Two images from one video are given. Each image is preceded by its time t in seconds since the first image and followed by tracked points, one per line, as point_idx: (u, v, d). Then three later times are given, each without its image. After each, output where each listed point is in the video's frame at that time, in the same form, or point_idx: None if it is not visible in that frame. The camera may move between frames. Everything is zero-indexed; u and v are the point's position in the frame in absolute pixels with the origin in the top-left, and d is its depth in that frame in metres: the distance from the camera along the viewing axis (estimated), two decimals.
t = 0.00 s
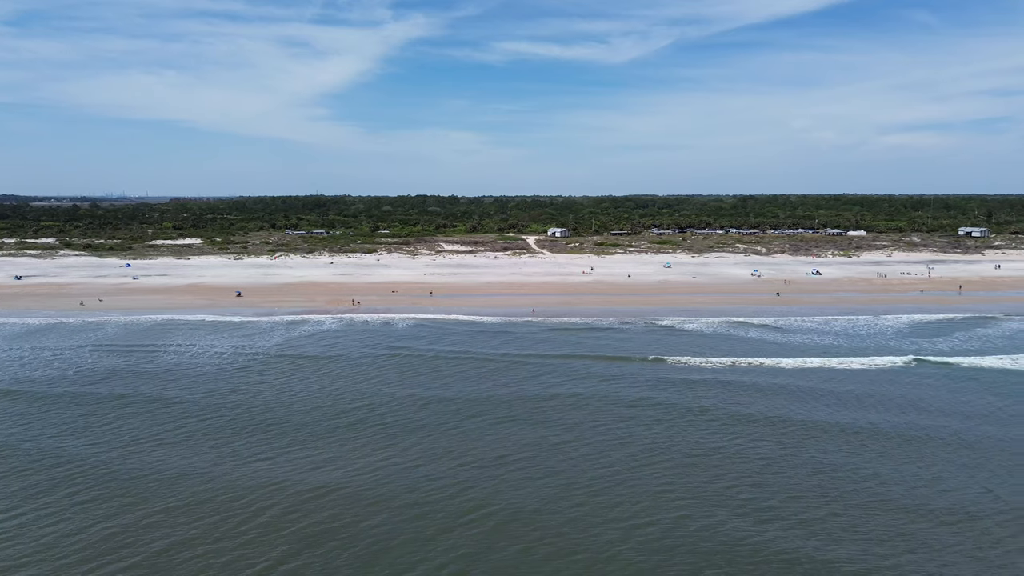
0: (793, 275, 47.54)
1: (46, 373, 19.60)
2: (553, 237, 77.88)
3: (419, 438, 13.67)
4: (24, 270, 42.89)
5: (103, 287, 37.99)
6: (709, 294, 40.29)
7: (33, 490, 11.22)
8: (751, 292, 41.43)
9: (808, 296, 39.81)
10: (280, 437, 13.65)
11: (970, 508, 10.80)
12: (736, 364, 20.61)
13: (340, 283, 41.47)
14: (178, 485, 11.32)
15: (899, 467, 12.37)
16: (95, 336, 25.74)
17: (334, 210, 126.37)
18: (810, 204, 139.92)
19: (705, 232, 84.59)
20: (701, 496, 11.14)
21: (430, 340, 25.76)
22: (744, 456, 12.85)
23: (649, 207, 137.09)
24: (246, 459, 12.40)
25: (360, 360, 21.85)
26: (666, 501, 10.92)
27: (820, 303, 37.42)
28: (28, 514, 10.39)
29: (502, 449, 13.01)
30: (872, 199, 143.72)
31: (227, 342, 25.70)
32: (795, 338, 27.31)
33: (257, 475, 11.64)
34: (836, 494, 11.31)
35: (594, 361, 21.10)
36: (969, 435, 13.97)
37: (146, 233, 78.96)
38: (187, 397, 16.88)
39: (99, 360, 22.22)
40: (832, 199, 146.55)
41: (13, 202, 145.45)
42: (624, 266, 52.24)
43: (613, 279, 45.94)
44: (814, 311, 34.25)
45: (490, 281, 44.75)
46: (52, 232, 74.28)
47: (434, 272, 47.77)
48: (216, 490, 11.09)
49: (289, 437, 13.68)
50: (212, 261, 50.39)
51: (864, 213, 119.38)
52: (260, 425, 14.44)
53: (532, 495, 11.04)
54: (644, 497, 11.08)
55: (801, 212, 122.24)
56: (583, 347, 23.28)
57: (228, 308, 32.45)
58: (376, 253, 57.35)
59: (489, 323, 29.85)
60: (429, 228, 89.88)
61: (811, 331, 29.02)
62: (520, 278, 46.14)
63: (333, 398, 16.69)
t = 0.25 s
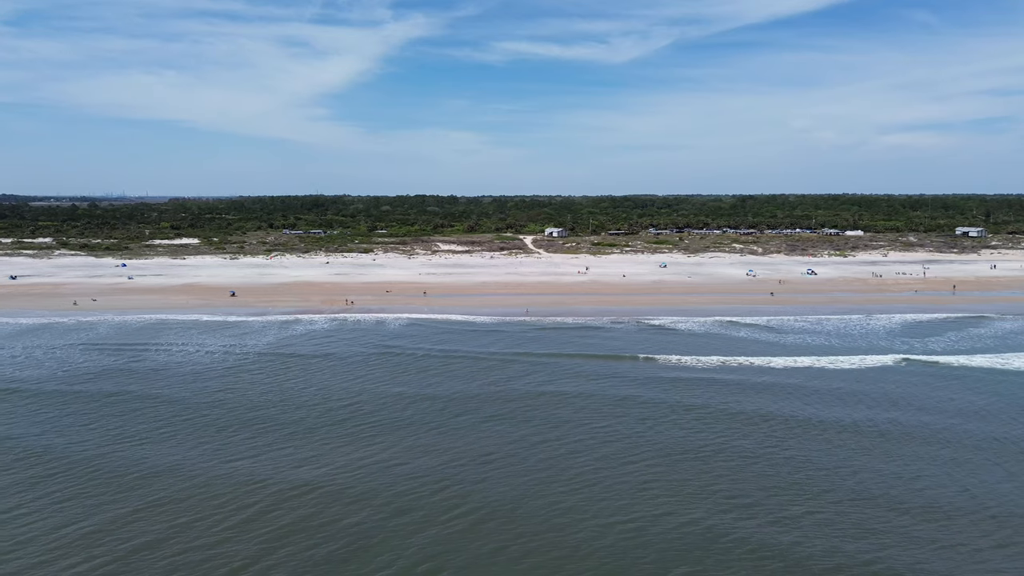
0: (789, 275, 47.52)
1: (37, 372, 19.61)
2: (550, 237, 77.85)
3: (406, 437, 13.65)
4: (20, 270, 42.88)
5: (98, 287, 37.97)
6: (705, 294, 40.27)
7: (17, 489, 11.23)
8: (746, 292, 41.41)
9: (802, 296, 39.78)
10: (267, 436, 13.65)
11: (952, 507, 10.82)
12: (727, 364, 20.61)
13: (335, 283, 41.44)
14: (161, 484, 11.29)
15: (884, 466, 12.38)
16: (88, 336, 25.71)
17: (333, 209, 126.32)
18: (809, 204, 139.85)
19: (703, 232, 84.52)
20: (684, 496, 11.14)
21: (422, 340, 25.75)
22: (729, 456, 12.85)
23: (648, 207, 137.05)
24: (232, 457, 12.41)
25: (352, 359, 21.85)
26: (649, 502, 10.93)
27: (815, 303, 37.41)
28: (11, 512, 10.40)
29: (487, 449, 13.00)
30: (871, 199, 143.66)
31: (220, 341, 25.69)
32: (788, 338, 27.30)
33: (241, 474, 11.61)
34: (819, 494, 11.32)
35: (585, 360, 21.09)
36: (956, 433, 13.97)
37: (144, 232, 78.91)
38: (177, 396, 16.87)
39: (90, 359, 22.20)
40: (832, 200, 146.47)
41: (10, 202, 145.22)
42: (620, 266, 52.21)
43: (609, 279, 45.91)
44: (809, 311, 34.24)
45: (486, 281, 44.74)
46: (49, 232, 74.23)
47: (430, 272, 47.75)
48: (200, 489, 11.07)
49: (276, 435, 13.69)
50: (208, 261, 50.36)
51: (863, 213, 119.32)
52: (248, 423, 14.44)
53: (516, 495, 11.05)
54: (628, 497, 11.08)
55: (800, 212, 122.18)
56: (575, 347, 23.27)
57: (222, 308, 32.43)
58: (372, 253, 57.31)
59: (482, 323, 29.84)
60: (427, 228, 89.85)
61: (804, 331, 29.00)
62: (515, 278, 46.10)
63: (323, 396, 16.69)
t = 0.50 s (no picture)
0: (784, 275, 47.54)
1: (28, 372, 19.64)
2: (548, 237, 77.88)
3: (394, 437, 13.66)
4: (16, 270, 42.91)
5: (93, 287, 38.00)
6: (700, 294, 40.30)
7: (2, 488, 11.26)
8: (741, 292, 41.44)
9: (797, 296, 39.81)
10: (254, 435, 13.69)
11: (933, 507, 10.88)
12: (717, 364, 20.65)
13: (330, 283, 41.47)
14: (146, 484, 11.28)
15: (869, 466, 12.40)
16: (82, 336, 25.74)
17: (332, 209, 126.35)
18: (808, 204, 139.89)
19: (701, 232, 84.57)
20: (670, 496, 11.16)
21: (414, 340, 25.78)
22: (717, 455, 12.87)
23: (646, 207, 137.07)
24: (218, 456, 12.45)
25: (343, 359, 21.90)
26: (634, 501, 10.97)
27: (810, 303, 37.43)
28: None
29: (474, 448, 13.02)
30: (869, 199, 143.69)
31: (213, 341, 25.71)
32: (780, 338, 27.33)
33: (226, 473, 11.64)
34: (803, 494, 11.34)
35: (576, 360, 21.13)
36: (943, 433, 14.00)
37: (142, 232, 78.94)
38: (167, 395, 16.90)
39: (82, 359, 22.22)
40: (830, 200, 146.54)
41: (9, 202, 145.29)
42: (616, 266, 52.24)
43: (605, 279, 45.94)
44: (803, 311, 34.28)
45: (481, 281, 44.77)
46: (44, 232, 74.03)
47: (426, 272, 47.77)
48: (187, 489, 11.09)
49: (263, 434, 13.73)
50: (205, 260, 50.38)
51: (861, 213, 119.35)
52: (236, 422, 14.48)
53: (501, 495, 11.07)
54: (613, 497, 11.11)
55: (798, 212, 122.23)
56: (566, 346, 23.30)
57: (216, 309, 32.45)
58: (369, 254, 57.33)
59: (476, 323, 29.86)
60: (425, 228, 89.89)
61: (797, 331, 29.03)
62: (511, 279, 46.13)
63: (312, 395, 16.73)
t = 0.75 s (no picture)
0: (780, 275, 47.59)
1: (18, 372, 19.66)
2: (545, 237, 77.94)
3: (379, 436, 13.63)
4: (11, 270, 42.94)
5: (88, 287, 38.03)
6: (695, 294, 40.34)
7: None
8: (736, 292, 41.48)
9: (791, 296, 39.84)
10: (238, 434, 13.71)
11: (915, 507, 10.86)
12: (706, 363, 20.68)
13: (325, 283, 41.50)
14: (128, 485, 11.25)
15: (850, 465, 12.41)
16: (74, 336, 25.76)
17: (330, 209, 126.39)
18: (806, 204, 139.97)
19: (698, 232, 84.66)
20: (653, 496, 11.14)
21: (406, 339, 25.81)
22: (701, 455, 12.86)
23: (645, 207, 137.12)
24: (200, 455, 12.47)
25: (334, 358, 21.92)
26: (616, 502, 10.94)
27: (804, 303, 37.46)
28: None
29: (457, 447, 13.03)
30: (868, 199, 143.78)
31: (205, 341, 25.73)
32: (771, 338, 27.36)
33: (208, 473, 11.67)
34: (783, 493, 11.36)
35: (565, 359, 21.16)
36: (928, 432, 14.00)
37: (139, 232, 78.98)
38: (155, 394, 16.93)
39: (72, 358, 22.24)
40: (829, 199, 146.63)
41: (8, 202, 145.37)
42: (612, 266, 52.28)
43: (600, 279, 45.98)
44: (796, 311, 34.32)
45: (477, 281, 44.81)
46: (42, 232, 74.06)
47: (421, 272, 47.80)
48: (167, 490, 11.06)
49: (248, 433, 13.75)
50: (201, 260, 50.41)
51: (859, 213, 119.43)
52: (221, 422, 14.50)
53: (484, 495, 11.05)
54: (596, 498, 11.08)
55: (797, 212, 122.31)
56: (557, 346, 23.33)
57: (210, 309, 32.48)
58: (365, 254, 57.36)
59: (468, 322, 29.90)
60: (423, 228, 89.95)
61: (789, 331, 29.05)
62: (506, 279, 46.16)
63: (300, 395, 16.74)
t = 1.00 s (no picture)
0: (775, 275, 47.64)
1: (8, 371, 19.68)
2: (542, 237, 78.01)
3: (366, 436, 13.64)
4: (7, 270, 42.94)
5: (83, 287, 38.07)
6: (689, 294, 40.40)
7: None
8: (731, 292, 41.54)
9: (786, 296, 39.89)
10: (225, 433, 13.75)
11: (898, 506, 10.87)
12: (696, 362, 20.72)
13: (321, 283, 41.55)
14: (111, 485, 11.27)
15: (833, 464, 12.43)
16: (66, 336, 25.79)
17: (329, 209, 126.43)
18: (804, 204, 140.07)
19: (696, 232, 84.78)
20: (634, 495, 11.16)
21: (399, 339, 25.84)
22: (685, 453, 12.88)
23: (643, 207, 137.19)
24: (185, 454, 12.50)
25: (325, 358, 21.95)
26: (598, 501, 10.96)
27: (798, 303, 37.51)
28: None
29: (442, 446, 13.05)
30: (866, 199, 143.91)
31: (198, 341, 25.76)
32: (763, 338, 27.40)
33: (192, 472, 11.69)
34: (765, 492, 11.38)
35: (555, 358, 21.21)
36: (913, 431, 14.03)
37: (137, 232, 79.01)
38: (145, 393, 16.96)
39: (64, 358, 22.27)
40: (827, 199, 146.78)
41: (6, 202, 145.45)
42: (608, 266, 52.33)
43: (596, 279, 46.02)
44: (790, 311, 34.38)
45: (472, 281, 44.86)
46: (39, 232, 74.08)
47: (417, 272, 47.83)
48: (150, 490, 11.07)
49: (235, 432, 13.77)
50: (197, 260, 50.44)
51: (858, 213, 119.56)
52: (208, 420, 14.53)
53: (467, 495, 11.05)
54: (579, 497, 11.08)
55: (795, 212, 122.42)
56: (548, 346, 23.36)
57: (204, 309, 32.52)
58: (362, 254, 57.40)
59: (461, 322, 29.94)
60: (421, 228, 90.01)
61: (782, 331, 29.10)
62: (502, 279, 46.21)
63: (288, 394, 16.76)
